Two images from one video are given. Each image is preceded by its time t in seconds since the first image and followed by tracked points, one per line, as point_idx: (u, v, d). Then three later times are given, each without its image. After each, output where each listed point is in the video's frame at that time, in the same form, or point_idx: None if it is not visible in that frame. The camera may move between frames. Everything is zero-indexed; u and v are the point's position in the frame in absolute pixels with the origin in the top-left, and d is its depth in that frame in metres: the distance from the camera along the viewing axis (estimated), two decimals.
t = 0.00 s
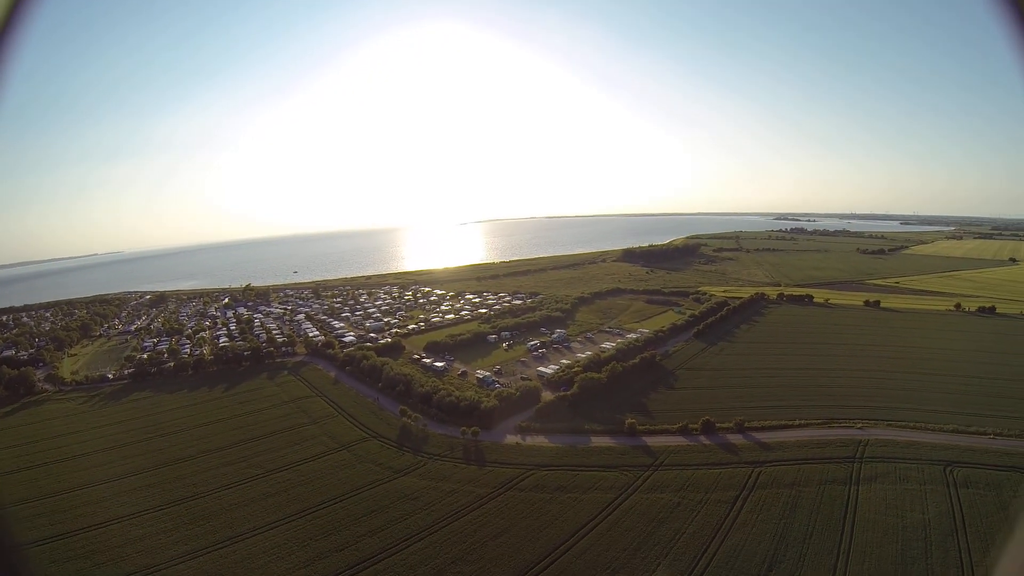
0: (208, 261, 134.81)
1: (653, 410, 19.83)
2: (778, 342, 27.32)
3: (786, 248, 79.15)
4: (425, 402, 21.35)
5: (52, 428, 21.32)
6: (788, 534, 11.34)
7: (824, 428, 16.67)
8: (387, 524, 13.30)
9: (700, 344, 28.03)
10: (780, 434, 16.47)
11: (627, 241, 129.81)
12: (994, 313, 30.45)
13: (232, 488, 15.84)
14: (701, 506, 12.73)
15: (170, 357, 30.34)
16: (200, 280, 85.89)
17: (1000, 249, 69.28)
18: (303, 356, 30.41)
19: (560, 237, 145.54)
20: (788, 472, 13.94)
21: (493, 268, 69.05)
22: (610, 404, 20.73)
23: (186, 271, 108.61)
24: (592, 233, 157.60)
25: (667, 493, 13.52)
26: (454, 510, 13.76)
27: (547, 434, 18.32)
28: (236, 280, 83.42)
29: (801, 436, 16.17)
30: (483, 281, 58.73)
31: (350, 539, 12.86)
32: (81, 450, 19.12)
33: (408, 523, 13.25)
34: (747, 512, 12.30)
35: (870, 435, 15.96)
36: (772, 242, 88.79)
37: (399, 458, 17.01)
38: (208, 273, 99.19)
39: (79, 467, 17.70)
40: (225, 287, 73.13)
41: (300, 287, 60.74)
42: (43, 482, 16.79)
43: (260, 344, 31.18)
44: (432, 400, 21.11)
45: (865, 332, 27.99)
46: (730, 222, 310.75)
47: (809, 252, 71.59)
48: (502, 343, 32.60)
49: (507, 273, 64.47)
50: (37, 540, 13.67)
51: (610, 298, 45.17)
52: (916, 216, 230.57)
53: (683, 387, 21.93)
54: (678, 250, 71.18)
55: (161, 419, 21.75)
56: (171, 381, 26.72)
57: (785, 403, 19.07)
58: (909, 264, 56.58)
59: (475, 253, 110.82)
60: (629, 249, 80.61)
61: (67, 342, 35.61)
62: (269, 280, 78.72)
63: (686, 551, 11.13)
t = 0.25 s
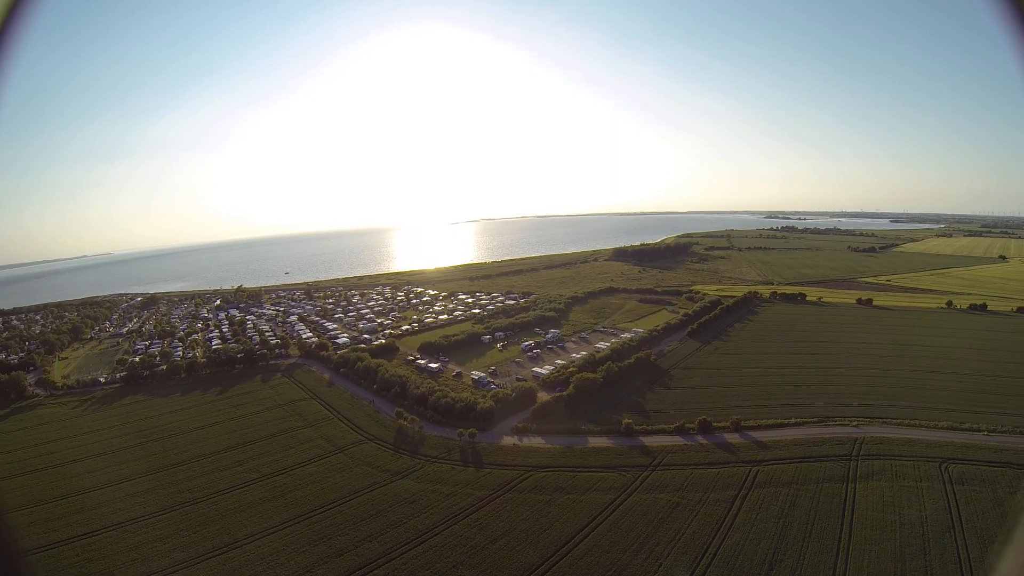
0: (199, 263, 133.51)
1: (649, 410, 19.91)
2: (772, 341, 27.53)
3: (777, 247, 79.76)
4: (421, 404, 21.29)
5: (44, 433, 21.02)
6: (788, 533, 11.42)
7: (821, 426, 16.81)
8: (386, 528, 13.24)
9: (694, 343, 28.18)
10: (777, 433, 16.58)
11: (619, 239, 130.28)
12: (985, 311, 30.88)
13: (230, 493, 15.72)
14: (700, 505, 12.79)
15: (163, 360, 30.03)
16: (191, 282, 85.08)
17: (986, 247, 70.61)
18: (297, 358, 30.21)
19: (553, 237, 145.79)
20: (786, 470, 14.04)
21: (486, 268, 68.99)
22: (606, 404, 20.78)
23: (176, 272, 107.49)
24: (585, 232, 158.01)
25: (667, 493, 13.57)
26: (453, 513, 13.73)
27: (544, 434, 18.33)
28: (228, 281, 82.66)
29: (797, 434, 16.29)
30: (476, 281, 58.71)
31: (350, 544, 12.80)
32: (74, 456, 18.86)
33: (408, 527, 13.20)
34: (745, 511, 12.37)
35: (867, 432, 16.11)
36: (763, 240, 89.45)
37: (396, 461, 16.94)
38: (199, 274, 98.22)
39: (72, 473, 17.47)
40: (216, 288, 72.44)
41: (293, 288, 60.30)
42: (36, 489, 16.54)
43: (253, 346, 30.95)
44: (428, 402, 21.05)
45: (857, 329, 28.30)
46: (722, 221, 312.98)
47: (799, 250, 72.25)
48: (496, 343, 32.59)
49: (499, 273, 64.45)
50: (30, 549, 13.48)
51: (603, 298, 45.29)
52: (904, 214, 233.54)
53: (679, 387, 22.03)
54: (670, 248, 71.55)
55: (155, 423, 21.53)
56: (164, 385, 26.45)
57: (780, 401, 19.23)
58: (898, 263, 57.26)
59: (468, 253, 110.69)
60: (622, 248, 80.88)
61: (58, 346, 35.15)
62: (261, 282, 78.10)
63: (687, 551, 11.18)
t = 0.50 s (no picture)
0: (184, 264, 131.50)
1: (641, 410, 19.98)
2: (761, 339, 27.86)
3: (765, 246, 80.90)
4: (413, 406, 21.19)
5: (29, 440, 20.53)
6: (783, 530, 11.54)
7: (813, 423, 17.02)
8: (382, 532, 13.15)
9: (684, 343, 28.42)
10: (769, 431, 16.75)
11: (609, 239, 131.00)
12: (972, 308, 31.50)
13: (222, 499, 15.48)
14: (695, 505, 12.87)
15: (152, 364, 29.54)
16: (177, 284, 83.75)
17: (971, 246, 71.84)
18: (287, 360, 29.91)
19: (543, 237, 146.17)
20: (779, 468, 14.19)
21: (475, 269, 68.87)
22: (598, 405, 20.84)
23: (160, 274, 105.76)
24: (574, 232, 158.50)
25: (662, 492, 13.64)
26: (447, 516, 13.65)
27: (536, 435, 18.35)
28: (215, 282, 81.55)
29: (789, 432, 16.46)
30: (464, 282, 58.63)
31: (345, 548, 12.67)
32: (60, 463, 18.45)
33: (403, 530, 13.12)
34: (740, 510, 12.47)
35: (859, 429, 16.34)
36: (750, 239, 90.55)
37: (389, 464, 16.83)
38: (184, 276, 96.77)
39: (58, 481, 17.07)
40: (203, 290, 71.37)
41: (281, 290, 59.65)
42: (20, 498, 16.14)
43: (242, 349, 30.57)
44: (420, 404, 20.95)
45: (844, 328, 28.72)
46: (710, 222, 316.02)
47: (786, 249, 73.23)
48: (486, 344, 32.56)
49: (488, 273, 64.37)
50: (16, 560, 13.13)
51: (591, 297, 45.49)
52: (886, 214, 238.01)
53: (670, 386, 22.17)
54: (658, 248, 72.17)
55: (143, 429, 21.13)
56: (153, 389, 26.00)
57: (771, 400, 19.43)
58: (883, 261, 58.31)
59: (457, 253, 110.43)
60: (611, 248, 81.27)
61: (45, 350, 34.44)
62: (248, 283, 77.13)
63: (684, 550, 11.25)
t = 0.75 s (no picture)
0: (155, 267, 127.20)
1: (625, 409, 20.10)
2: (740, 338, 28.38)
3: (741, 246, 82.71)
4: (397, 408, 20.89)
5: None
6: (770, 526, 11.69)
7: (796, 421, 17.33)
8: (369, 537, 12.86)
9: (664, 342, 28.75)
10: (752, 429, 17.00)
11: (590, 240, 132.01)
12: (948, 305, 32.59)
13: (201, 507, 14.90)
14: (682, 503, 12.95)
15: (129, 370, 28.49)
16: (148, 288, 80.95)
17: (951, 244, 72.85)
18: (267, 363, 29.19)
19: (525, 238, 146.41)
20: (764, 465, 14.39)
21: (455, 270, 68.51)
22: (583, 405, 20.88)
23: (129, 278, 102.03)
24: (555, 233, 159.12)
25: (649, 491, 13.69)
26: (434, 519, 13.43)
27: (521, 437, 18.27)
28: (189, 286, 79.16)
29: (772, 430, 16.73)
30: (444, 283, 58.29)
31: (332, 554, 12.35)
32: (29, 474, 17.54)
33: (390, 534, 12.86)
34: (728, 507, 12.60)
35: (842, 426, 16.69)
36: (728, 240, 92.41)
37: (374, 467, 16.52)
38: (155, 279, 93.64)
39: (26, 494, 16.21)
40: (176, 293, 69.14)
41: (259, 292, 58.25)
42: None
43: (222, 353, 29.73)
44: (404, 407, 20.66)
45: (819, 326, 29.49)
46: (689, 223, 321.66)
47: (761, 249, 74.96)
48: (467, 345, 32.36)
49: (467, 274, 64.10)
50: None
51: (572, 298, 45.72)
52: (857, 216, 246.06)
53: (652, 386, 22.38)
54: (638, 248, 73.04)
55: (119, 436, 20.30)
56: (131, 395, 25.07)
57: (752, 398, 19.77)
58: (853, 260, 60.16)
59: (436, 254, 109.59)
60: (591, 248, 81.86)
61: (20, 356, 32.91)
62: (222, 286, 75.05)
63: (673, 549, 11.29)
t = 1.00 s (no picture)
0: (133, 270, 124.11)
1: (614, 409, 20.17)
2: (726, 337, 28.73)
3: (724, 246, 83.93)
4: (386, 410, 20.66)
5: None
6: (763, 523, 11.81)
7: (785, 419, 17.55)
8: (361, 541, 12.67)
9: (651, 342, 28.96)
10: (742, 427, 17.17)
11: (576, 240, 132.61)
12: (930, 303, 33.40)
13: (190, 514, 14.50)
14: (675, 502, 13.01)
15: (114, 373, 27.74)
16: (126, 291, 78.82)
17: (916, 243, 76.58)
18: (253, 366, 28.66)
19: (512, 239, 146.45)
20: (755, 463, 14.53)
21: (440, 271, 68.19)
22: (572, 405, 20.89)
23: (106, 281, 99.31)
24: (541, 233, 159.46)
25: (641, 491, 13.73)
26: (426, 523, 13.28)
27: (511, 437, 18.18)
28: (171, 288, 77.44)
29: (762, 428, 16.92)
30: (430, 284, 57.99)
31: (325, 559, 12.13)
32: (7, 483, 16.91)
33: (383, 538, 12.68)
34: (720, 505, 12.70)
35: (830, 423, 16.95)
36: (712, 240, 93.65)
37: (364, 471, 16.29)
38: (134, 282, 91.33)
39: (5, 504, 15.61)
40: (156, 296, 67.53)
41: (243, 295, 57.20)
42: None
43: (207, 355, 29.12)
44: (393, 408, 20.44)
45: (802, 324, 30.02)
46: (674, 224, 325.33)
47: (744, 249, 76.07)
48: (454, 346, 32.19)
49: (453, 275, 63.84)
50: None
51: (558, 298, 45.83)
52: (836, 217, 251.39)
53: (640, 385, 22.52)
54: (623, 248, 73.58)
55: (103, 442, 19.71)
56: (116, 399, 24.42)
57: (740, 396, 20.00)
58: (833, 259, 61.50)
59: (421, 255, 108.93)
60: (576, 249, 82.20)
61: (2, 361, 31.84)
62: (205, 288, 73.59)
63: (667, 547, 11.32)
